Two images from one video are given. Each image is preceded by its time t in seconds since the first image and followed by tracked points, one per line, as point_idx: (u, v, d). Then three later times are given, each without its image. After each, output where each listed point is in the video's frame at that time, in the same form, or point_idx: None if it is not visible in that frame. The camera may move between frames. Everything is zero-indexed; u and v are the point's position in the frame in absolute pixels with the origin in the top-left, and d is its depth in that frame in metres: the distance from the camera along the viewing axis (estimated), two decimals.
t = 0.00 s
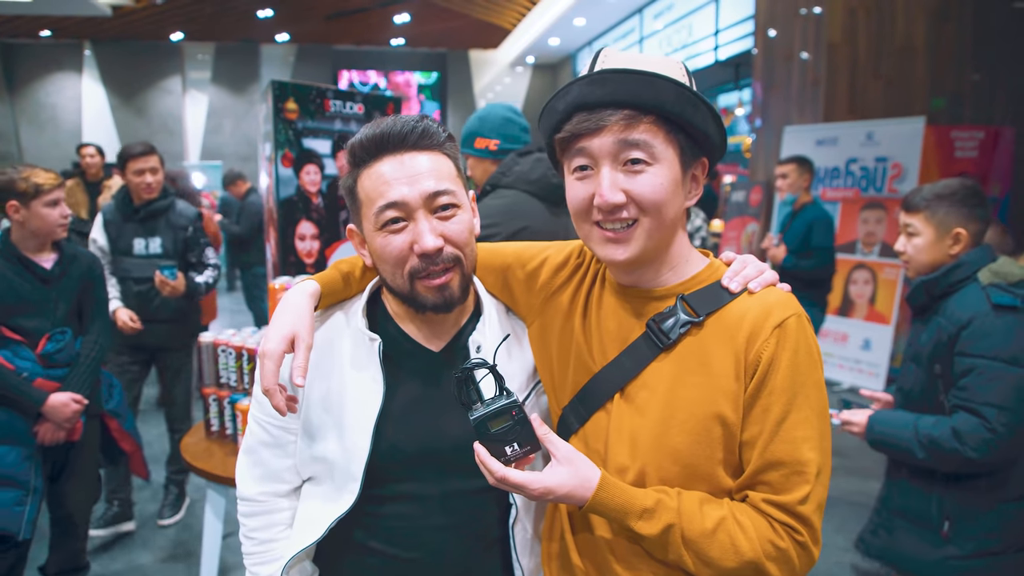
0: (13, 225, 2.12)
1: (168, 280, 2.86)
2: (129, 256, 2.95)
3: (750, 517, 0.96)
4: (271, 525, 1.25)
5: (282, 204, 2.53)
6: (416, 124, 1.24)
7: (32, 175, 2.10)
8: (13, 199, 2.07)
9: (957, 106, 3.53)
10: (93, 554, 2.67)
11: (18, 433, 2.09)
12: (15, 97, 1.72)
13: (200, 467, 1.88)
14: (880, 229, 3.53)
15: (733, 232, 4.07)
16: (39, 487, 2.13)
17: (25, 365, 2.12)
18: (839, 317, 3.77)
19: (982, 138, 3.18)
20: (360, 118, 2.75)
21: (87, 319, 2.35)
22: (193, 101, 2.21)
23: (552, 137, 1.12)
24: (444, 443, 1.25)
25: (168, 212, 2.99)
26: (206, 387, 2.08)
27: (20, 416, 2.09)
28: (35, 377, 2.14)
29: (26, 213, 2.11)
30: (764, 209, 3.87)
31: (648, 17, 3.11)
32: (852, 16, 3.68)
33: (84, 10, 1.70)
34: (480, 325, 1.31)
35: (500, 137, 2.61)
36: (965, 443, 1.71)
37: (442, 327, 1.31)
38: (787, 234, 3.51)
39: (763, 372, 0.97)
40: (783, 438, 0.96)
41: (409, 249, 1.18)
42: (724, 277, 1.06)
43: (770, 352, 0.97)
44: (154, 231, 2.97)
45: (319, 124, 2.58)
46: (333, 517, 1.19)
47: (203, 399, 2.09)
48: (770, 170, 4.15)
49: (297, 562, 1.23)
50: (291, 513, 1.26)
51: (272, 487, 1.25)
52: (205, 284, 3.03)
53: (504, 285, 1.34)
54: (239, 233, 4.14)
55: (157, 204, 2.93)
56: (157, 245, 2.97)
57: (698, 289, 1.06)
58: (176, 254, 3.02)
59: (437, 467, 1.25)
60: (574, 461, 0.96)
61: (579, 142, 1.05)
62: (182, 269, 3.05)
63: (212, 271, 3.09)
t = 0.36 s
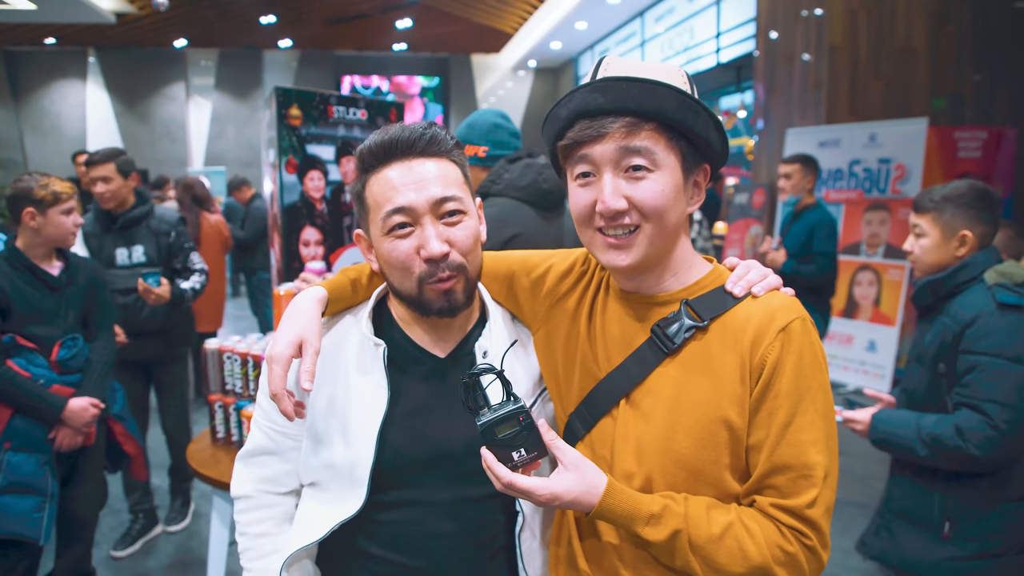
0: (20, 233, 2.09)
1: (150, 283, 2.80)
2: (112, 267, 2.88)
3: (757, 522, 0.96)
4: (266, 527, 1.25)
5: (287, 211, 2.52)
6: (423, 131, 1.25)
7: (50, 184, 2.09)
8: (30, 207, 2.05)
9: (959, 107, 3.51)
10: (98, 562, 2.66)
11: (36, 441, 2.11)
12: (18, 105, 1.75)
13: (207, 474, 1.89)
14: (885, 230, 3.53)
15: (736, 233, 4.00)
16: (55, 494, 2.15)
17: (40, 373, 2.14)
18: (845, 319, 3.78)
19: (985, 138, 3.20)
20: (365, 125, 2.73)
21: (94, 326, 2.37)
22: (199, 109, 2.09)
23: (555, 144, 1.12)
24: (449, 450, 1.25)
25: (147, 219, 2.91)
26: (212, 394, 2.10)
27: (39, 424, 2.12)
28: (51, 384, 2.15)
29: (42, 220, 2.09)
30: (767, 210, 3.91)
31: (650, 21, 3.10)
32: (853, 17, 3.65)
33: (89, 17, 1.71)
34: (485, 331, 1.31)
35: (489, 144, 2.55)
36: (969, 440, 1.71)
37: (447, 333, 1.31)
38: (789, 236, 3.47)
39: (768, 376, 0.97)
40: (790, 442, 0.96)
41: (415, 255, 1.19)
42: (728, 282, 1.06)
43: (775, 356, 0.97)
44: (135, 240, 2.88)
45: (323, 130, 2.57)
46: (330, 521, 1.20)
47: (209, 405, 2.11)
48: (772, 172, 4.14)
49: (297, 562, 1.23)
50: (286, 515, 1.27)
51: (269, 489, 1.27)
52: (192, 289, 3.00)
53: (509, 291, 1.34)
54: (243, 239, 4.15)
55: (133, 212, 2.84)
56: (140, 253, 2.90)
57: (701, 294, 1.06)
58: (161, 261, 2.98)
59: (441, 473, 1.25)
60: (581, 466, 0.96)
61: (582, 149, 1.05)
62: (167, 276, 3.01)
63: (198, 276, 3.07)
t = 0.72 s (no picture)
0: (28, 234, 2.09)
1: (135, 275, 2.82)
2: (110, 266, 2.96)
3: (758, 524, 0.96)
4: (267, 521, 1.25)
5: (290, 212, 2.53)
6: (430, 139, 1.24)
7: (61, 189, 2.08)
8: (36, 208, 2.03)
9: (964, 109, 2.92)
10: (101, 565, 2.67)
11: (47, 441, 2.13)
12: (25, 108, 1.78)
13: (210, 475, 1.89)
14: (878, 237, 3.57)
15: (741, 236, 4.03)
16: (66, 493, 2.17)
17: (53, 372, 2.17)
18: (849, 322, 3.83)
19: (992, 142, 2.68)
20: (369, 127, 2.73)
21: (102, 326, 2.38)
22: (203, 112, 2.10)
23: (555, 145, 1.12)
24: (451, 450, 1.24)
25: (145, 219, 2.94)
26: (215, 396, 2.09)
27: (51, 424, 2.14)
28: (61, 384, 2.18)
29: (46, 222, 2.09)
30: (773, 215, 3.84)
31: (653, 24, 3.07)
32: (859, 18, 3.49)
33: (93, 20, 1.75)
34: (486, 332, 1.30)
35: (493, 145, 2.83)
36: (939, 451, 1.70)
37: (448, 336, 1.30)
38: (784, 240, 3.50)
39: (769, 377, 0.97)
40: (791, 443, 0.95)
41: (422, 271, 1.19)
42: (730, 283, 1.05)
43: (776, 357, 0.96)
44: (130, 240, 2.93)
45: (327, 132, 2.57)
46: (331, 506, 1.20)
47: (212, 407, 2.10)
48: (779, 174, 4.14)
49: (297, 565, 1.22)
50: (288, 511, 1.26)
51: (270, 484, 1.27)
52: (176, 291, 2.94)
53: (510, 293, 1.34)
54: (248, 240, 4.15)
55: (132, 212, 2.89)
56: (135, 253, 2.94)
57: (703, 296, 1.06)
58: (154, 262, 2.98)
59: (440, 475, 1.24)
60: (580, 468, 0.96)
61: (580, 150, 1.05)
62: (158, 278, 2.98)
63: (190, 280, 3.02)
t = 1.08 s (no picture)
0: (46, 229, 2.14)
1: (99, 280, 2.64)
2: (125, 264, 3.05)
3: (750, 525, 0.96)
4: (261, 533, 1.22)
5: (286, 210, 2.50)
6: (418, 134, 1.24)
7: (82, 189, 2.18)
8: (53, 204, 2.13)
9: (962, 112, 3.27)
10: (95, 566, 2.66)
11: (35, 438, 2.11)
12: (21, 104, 1.75)
13: (204, 474, 1.88)
14: (885, 235, 3.49)
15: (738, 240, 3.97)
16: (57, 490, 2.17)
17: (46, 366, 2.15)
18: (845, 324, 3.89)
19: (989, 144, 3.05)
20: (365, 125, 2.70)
21: (107, 327, 2.36)
22: (200, 110, 2.18)
23: (544, 145, 1.13)
24: (445, 449, 1.24)
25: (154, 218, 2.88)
26: (209, 394, 2.09)
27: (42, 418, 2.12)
28: (54, 380, 2.15)
29: (61, 220, 2.14)
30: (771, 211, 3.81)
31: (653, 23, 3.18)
32: (857, 21, 3.53)
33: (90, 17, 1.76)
34: (479, 331, 1.31)
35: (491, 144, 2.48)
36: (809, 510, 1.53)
37: (441, 335, 1.31)
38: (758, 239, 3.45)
39: (761, 377, 0.97)
40: (783, 444, 0.95)
41: (411, 262, 1.18)
42: (722, 283, 1.05)
43: (768, 357, 0.96)
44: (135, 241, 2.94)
45: (323, 130, 2.54)
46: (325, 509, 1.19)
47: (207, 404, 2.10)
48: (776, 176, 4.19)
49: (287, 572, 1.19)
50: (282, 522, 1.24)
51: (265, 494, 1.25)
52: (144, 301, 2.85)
53: (502, 292, 1.33)
54: (243, 238, 4.13)
55: (143, 211, 2.87)
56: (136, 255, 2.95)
57: (694, 296, 1.06)
58: (146, 267, 2.91)
59: (434, 475, 1.24)
60: (572, 469, 0.95)
61: (565, 151, 1.05)
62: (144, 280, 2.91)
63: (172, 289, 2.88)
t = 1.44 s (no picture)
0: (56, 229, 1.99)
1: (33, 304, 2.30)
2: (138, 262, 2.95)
3: (746, 525, 0.96)
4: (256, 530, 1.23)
5: (282, 209, 2.50)
6: (411, 133, 1.24)
7: (96, 191, 2.02)
8: (64, 205, 1.96)
9: (959, 111, 3.46)
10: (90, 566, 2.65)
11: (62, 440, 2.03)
12: (16, 101, 1.79)
13: (201, 474, 1.88)
14: (882, 233, 3.66)
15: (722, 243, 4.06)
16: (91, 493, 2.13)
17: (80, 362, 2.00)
18: (841, 323, 3.91)
19: (983, 143, 3.27)
20: (361, 124, 2.70)
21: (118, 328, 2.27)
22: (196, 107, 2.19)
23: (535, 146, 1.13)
24: (441, 449, 1.25)
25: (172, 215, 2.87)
26: (206, 393, 2.09)
27: (71, 417, 2.04)
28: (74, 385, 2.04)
29: (73, 221, 1.99)
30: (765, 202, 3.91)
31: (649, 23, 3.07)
32: (852, 20, 3.65)
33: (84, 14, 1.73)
34: (474, 331, 1.31)
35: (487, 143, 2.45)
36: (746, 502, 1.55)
37: (437, 333, 1.31)
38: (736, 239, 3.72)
39: (757, 378, 0.97)
40: (779, 444, 0.96)
41: (405, 262, 1.19)
42: (717, 283, 1.06)
43: (764, 358, 0.97)
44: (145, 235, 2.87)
45: (320, 129, 2.54)
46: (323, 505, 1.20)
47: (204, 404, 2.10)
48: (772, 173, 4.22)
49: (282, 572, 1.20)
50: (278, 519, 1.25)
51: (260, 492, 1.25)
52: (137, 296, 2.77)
53: (497, 292, 1.34)
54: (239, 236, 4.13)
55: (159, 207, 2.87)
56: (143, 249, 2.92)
57: (688, 297, 1.06)
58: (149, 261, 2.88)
59: (431, 475, 1.24)
60: (568, 471, 0.96)
61: (553, 152, 1.06)
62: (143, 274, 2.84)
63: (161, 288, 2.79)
